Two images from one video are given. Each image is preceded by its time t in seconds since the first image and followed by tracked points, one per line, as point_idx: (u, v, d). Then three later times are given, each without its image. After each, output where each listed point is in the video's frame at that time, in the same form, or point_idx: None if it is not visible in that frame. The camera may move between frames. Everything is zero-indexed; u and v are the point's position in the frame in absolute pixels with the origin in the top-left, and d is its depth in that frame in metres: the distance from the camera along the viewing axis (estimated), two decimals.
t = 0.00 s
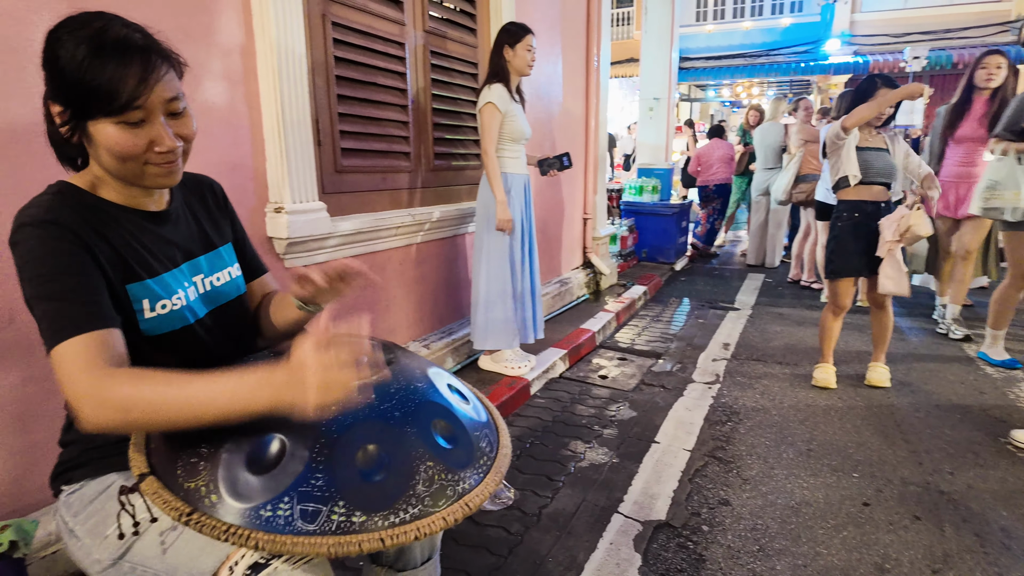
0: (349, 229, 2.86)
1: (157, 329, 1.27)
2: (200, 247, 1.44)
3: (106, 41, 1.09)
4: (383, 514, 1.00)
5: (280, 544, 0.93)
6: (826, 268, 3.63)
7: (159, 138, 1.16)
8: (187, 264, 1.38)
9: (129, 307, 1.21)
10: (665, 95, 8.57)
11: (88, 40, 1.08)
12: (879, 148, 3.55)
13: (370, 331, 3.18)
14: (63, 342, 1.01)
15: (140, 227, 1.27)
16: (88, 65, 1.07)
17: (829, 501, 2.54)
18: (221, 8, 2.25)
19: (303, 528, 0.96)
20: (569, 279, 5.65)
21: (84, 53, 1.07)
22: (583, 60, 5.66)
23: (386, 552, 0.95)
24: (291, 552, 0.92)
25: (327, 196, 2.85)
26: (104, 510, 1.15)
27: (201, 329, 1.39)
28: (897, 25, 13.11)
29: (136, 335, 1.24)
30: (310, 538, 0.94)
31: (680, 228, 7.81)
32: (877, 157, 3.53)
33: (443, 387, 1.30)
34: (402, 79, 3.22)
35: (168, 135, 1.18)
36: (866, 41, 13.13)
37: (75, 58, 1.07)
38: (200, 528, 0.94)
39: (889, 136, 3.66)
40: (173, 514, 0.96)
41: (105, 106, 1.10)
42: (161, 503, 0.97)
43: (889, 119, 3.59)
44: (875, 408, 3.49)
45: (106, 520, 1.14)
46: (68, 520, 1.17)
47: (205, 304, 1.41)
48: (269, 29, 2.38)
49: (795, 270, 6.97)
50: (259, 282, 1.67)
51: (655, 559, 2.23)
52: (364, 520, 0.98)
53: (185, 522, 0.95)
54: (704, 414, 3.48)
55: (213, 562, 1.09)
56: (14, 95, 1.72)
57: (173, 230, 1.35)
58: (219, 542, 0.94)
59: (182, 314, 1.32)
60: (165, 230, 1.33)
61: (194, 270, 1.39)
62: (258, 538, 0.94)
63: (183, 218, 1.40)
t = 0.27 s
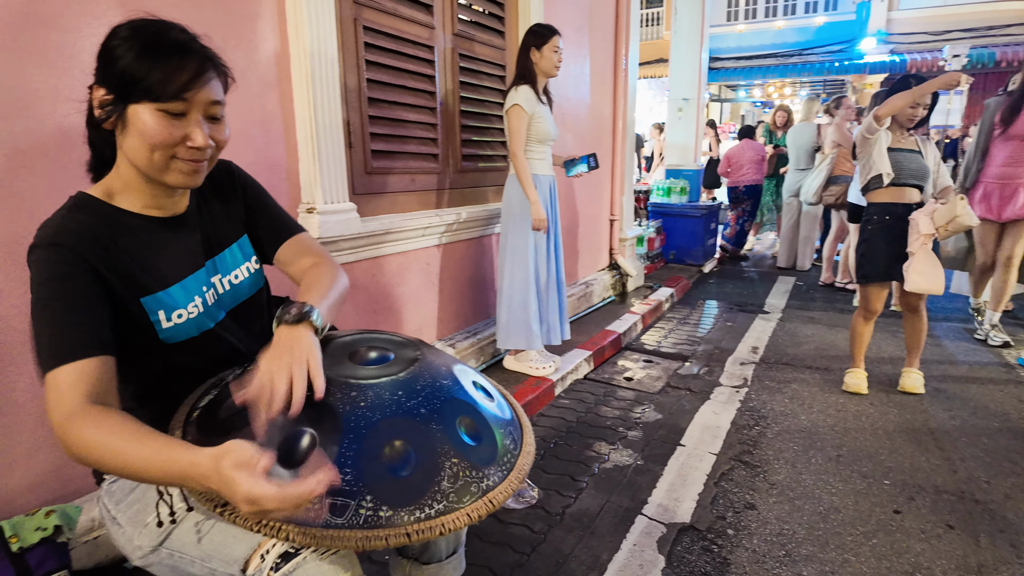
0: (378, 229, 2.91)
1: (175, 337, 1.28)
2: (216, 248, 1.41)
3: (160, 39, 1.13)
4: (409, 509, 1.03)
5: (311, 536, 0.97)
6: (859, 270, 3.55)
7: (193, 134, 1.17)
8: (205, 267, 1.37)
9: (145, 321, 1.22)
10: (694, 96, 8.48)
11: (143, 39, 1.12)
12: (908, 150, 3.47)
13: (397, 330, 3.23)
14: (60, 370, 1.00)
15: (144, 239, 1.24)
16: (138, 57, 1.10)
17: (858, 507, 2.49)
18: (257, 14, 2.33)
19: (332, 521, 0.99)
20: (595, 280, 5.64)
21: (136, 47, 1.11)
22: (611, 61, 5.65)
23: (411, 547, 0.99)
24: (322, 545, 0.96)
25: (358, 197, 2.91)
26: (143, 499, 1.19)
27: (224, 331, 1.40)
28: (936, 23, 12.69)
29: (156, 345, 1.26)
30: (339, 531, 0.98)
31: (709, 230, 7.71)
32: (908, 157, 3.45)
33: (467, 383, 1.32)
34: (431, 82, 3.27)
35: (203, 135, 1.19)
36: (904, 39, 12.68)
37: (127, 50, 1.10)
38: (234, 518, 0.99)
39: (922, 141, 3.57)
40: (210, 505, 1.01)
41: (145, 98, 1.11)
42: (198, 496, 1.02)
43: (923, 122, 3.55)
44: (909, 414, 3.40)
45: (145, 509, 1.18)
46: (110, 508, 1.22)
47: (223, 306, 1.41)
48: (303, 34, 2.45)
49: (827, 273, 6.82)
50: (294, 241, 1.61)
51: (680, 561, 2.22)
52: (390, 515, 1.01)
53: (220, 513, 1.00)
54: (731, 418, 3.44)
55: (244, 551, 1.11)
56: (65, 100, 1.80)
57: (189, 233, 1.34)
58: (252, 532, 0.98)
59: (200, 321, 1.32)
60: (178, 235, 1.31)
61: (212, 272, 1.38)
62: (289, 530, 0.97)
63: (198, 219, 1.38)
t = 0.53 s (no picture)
0: (408, 230, 2.97)
1: (213, 338, 1.35)
2: (246, 249, 1.47)
3: (208, 48, 1.18)
4: (431, 503, 1.06)
5: (335, 527, 1.01)
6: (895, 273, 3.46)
7: (240, 142, 1.23)
8: (237, 268, 1.43)
9: (185, 323, 1.30)
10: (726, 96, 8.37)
11: (192, 50, 1.17)
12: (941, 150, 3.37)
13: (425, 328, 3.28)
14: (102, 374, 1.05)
15: (179, 243, 1.30)
16: (190, 70, 1.16)
17: (889, 514, 2.44)
18: (294, 20, 2.40)
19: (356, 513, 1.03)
20: (622, 281, 5.62)
21: (186, 59, 1.16)
22: (641, 62, 5.62)
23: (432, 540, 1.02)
24: (345, 535, 1.00)
25: (389, 198, 2.98)
26: (178, 490, 1.24)
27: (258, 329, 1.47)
28: (981, 19, 12.22)
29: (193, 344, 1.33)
30: (362, 522, 1.02)
31: (740, 231, 7.59)
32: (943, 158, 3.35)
33: (490, 381, 1.35)
34: (461, 85, 3.32)
35: (249, 142, 1.26)
36: (946, 37, 12.08)
37: (178, 62, 1.15)
38: (262, 508, 1.03)
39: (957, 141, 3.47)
40: (240, 493, 1.06)
41: (195, 108, 1.17)
42: (230, 485, 1.07)
43: (958, 121, 3.46)
44: (945, 421, 3.30)
45: (181, 500, 1.23)
46: (150, 498, 1.27)
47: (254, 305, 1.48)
48: (338, 39, 2.52)
49: (863, 275, 6.64)
50: (326, 235, 1.66)
51: (705, 563, 2.21)
52: (412, 509, 1.05)
53: (249, 502, 1.05)
54: (759, 422, 3.40)
55: (273, 541, 1.14)
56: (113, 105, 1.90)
57: (221, 236, 1.40)
58: (279, 522, 1.02)
59: (234, 322, 1.39)
60: (211, 238, 1.37)
61: (243, 273, 1.44)
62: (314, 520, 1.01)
63: (229, 222, 1.44)
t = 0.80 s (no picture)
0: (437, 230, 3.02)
1: (255, 334, 1.42)
2: (285, 247, 1.54)
3: (259, 56, 1.24)
4: (459, 495, 1.09)
5: (367, 514, 1.05)
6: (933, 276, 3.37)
7: (290, 144, 1.30)
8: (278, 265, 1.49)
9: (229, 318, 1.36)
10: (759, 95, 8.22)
11: (246, 56, 1.22)
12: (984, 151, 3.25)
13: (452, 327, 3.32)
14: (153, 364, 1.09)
15: (226, 241, 1.37)
16: (244, 75, 1.21)
17: (923, 522, 2.38)
18: (328, 25, 2.47)
19: (387, 501, 1.07)
20: (651, 282, 5.58)
21: (239, 65, 1.21)
22: (672, 62, 5.57)
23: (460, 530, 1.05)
24: (377, 522, 1.04)
25: (419, 199, 3.03)
26: (218, 477, 1.30)
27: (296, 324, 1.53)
28: None
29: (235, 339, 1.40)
30: (392, 511, 1.05)
31: (773, 233, 7.45)
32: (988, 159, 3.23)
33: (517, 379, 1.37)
34: (490, 86, 3.36)
35: (297, 144, 1.32)
36: (991, 32, 11.69)
37: (232, 69, 1.21)
38: (298, 496, 1.08)
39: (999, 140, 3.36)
40: (276, 480, 1.11)
41: (249, 112, 1.23)
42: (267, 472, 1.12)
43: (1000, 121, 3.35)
44: (984, 429, 3.20)
45: (220, 487, 1.29)
46: (190, 485, 1.33)
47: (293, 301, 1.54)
48: (370, 44, 2.58)
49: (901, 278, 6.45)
50: (360, 233, 1.71)
51: (730, 567, 2.19)
52: (441, 499, 1.08)
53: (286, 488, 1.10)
54: (789, 426, 3.34)
55: (308, 527, 1.19)
56: (156, 108, 1.99)
57: (263, 234, 1.46)
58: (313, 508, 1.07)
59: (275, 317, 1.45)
60: (255, 237, 1.44)
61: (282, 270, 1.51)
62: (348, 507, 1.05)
63: (271, 221, 1.50)
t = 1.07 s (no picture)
0: (460, 230, 3.06)
1: (291, 327, 1.47)
2: (322, 245, 1.59)
3: (308, 61, 1.29)
4: (480, 486, 1.13)
5: (391, 501, 1.09)
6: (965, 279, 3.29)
7: (335, 145, 1.35)
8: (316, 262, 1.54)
9: (267, 310, 1.42)
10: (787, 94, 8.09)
11: (293, 61, 1.28)
12: None
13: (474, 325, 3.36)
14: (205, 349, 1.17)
15: (268, 237, 1.42)
16: (294, 80, 1.27)
17: (949, 528, 2.34)
18: (355, 29, 2.53)
19: (410, 489, 1.11)
20: (675, 283, 5.55)
21: (290, 70, 1.27)
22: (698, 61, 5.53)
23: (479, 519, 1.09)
24: (400, 509, 1.08)
25: (442, 199, 3.07)
26: (247, 465, 1.35)
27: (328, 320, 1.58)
28: None
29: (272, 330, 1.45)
30: (415, 499, 1.09)
31: (801, 234, 7.33)
32: None
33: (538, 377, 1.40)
34: (513, 88, 3.39)
35: (341, 144, 1.38)
36: None
37: (283, 74, 1.27)
38: (326, 480, 1.13)
39: None
40: (305, 466, 1.17)
41: (298, 114, 1.28)
42: (296, 456, 1.19)
43: None
44: (1017, 437, 3.11)
45: (249, 474, 1.34)
46: (221, 472, 1.38)
47: (327, 297, 1.59)
48: (397, 47, 2.64)
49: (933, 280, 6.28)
50: (390, 236, 1.76)
51: (750, 568, 2.19)
52: (462, 489, 1.11)
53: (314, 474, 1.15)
54: (813, 429, 3.30)
55: (332, 514, 1.24)
56: (190, 111, 2.07)
57: (303, 232, 1.52)
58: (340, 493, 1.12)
59: (310, 312, 1.50)
60: (296, 233, 1.49)
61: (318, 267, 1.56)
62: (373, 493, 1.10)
63: (310, 220, 1.56)
